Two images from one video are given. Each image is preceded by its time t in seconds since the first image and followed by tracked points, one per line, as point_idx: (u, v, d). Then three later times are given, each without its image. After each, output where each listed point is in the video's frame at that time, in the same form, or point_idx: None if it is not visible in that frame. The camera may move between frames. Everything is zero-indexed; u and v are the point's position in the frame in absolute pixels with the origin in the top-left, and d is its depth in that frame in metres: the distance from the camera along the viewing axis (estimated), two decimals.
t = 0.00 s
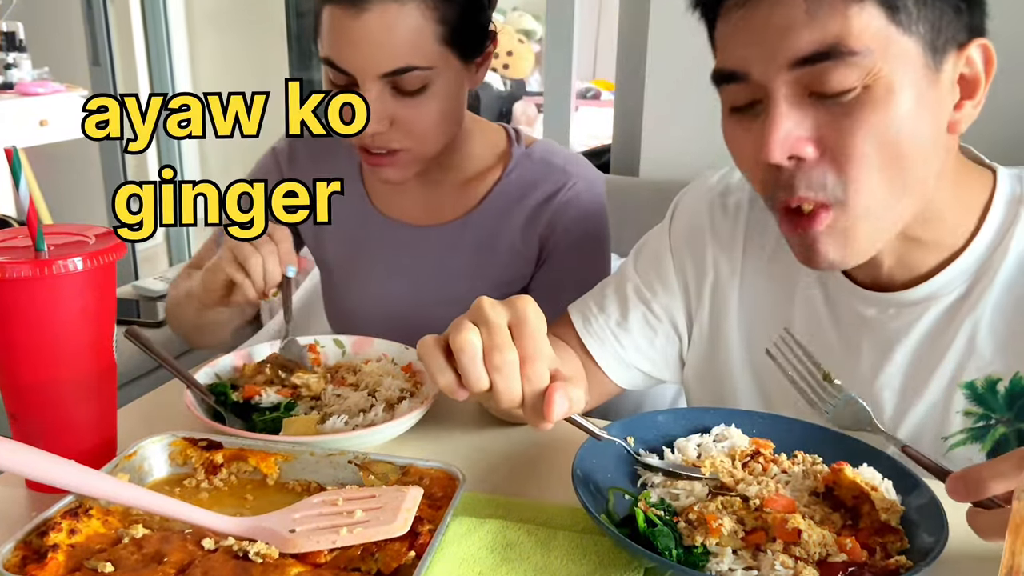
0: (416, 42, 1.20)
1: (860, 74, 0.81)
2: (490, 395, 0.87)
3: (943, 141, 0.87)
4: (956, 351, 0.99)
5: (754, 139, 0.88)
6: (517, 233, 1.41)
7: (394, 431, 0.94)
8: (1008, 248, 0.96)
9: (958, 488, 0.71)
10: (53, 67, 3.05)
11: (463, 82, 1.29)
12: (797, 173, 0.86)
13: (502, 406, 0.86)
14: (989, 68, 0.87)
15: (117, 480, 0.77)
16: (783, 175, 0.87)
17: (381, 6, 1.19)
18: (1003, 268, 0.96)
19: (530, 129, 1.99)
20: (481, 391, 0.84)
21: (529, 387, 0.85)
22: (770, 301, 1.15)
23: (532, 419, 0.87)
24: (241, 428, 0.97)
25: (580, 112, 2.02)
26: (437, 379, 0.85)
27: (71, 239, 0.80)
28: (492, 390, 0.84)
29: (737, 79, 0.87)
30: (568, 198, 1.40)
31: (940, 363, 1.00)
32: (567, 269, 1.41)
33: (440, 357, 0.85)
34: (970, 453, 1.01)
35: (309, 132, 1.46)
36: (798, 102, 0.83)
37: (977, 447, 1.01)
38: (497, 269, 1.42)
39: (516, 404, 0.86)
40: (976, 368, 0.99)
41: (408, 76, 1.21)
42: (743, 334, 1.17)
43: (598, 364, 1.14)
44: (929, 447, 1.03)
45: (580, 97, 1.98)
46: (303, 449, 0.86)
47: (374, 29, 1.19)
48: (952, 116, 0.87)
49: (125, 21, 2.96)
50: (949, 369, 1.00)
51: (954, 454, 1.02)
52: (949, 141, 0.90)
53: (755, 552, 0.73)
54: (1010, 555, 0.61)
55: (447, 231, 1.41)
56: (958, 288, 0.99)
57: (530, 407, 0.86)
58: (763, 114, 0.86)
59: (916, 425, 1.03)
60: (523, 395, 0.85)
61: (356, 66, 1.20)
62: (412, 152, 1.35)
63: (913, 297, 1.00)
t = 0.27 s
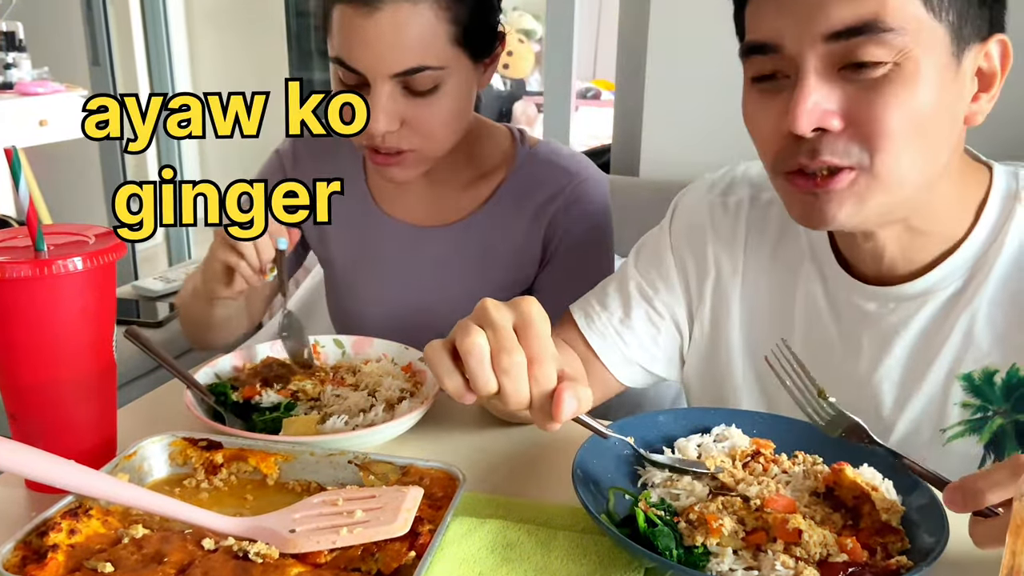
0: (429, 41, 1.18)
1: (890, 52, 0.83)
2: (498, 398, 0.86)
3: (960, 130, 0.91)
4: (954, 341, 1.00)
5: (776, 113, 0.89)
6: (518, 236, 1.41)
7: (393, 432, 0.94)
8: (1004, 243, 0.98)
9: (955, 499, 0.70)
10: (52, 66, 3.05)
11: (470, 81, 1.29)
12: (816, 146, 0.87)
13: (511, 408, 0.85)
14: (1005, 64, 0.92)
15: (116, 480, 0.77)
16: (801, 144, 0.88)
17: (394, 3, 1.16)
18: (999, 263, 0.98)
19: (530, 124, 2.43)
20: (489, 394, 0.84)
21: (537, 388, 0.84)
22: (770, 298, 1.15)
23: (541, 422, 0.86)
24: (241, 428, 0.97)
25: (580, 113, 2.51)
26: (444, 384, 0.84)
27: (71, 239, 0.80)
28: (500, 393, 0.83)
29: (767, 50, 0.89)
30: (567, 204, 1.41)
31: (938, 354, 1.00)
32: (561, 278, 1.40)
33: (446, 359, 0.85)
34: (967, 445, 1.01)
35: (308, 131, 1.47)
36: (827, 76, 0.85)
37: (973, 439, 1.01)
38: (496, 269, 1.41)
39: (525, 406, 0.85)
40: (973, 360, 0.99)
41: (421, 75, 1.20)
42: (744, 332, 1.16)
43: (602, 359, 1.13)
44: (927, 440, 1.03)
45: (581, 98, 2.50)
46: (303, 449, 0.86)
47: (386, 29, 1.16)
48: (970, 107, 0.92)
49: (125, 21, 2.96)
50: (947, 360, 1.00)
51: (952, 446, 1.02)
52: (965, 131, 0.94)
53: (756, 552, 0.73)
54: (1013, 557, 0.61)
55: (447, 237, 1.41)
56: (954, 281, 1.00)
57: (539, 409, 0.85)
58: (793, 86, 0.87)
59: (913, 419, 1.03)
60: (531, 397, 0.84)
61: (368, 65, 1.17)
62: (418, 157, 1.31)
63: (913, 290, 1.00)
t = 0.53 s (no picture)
0: (432, 39, 1.18)
1: (901, 56, 0.84)
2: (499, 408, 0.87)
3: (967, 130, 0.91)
4: (952, 332, 1.01)
5: (797, 115, 0.89)
6: (520, 239, 1.41)
7: (393, 432, 0.94)
8: (999, 235, 0.99)
9: (957, 497, 0.72)
10: (52, 66, 3.05)
11: (471, 82, 1.29)
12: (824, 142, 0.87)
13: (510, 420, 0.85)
14: (1011, 65, 0.93)
15: (117, 480, 0.77)
16: (816, 143, 0.88)
17: None
18: (994, 256, 0.99)
19: (530, 124, 2.51)
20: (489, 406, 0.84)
21: (536, 401, 0.85)
22: (773, 294, 1.15)
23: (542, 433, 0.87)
24: (241, 428, 0.96)
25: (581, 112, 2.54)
26: (443, 398, 0.85)
27: (71, 239, 0.80)
28: (499, 405, 0.84)
29: (785, 50, 0.89)
30: (566, 209, 1.41)
31: (937, 345, 1.01)
32: (560, 285, 1.41)
33: (444, 372, 0.86)
34: (964, 435, 1.02)
35: (308, 131, 1.47)
36: (840, 80, 0.85)
37: (971, 429, 1.02)
38: (496, 269, 1.41)
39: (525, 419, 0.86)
40: (969, 350, 1.01)
41: (422, 73, 1.20)
42: (748, 327, 1.16)
43: (608, 354, 1.14)
44: (926, 432, 1.03)
45: (581, 98, 2.55)
46: (303, 449, 0.86)
47: (389, 25, 1.15)
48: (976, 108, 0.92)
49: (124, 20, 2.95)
50: (945, 350, 1.01)
51: (949, 437, 1.02)
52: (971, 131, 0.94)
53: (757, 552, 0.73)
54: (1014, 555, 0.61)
55: (449, 236, 1.41)
56: (952, 275, 1.01)
57: (538, 422, 0.85)
58: (809, 89, 0.88)
59: (912, 411, 1.03)
60: (530, 409, 0.85)
61: (370, 61, 1.17)
62: (420, 154, 1.31)
63: (912, 284, 1.01)
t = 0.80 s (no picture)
0: (432, 37, 1.19)
1: (922, 67, 0.83)
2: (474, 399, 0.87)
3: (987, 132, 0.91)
4: (968, 327, 1.02)
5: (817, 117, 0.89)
6: (519, 238, 1.41)
7: (393, 432, 0.94)
8: (1015, 232, 1.00)
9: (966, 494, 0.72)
10: (50, 65, 3.04)
11: (472, 83, 1.29)
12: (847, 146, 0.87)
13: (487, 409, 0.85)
14: None
15: (117, 480, 0.77)
16: (837, 153, 0.88)
17: None
18: (1009, 252, 1.00)
19: (530, 123, 2.51)
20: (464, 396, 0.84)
21: (512, 390, 0.85)
22: (785, 292, 1.15)
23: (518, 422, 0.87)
24: (242, 428, 0.96)
25: (582, 112, 2.53)
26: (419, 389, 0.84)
27: (71, 239, 0.80)
28: (475, 394, 0.84)
29: (807, 53, 0.89)
30: (567, 207, 1.40)
31: (954, 338, 1.03)
32: (559, 284, 1.41)
33: (420, 366, 0.85)
34: (980, 427, 1.03)
35: (308, 131, 1.46)
36: (861, 89, 0.85)
37: (986, 421, 1.03)
38: (499, 269, 1.42)
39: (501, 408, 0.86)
40: (984, 343, 1.02)
41: (423, 72, 1.20)
42: (760, 325, 1.17)
43: (625, 356, 1.13)
44: (941, 426, 1.04)
45: (581, 98, 2.52)
46: (304, 449, 0.86)
47: (390, 23, 1.16)
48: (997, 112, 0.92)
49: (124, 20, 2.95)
50: (961, 345, 1.03)
51: (965, 429, 1.03)
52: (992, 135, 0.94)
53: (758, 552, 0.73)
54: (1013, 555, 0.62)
55: (449, 235, 1.41)
56: (968, 271, 1.02)
57: (515, 410, 0.86)
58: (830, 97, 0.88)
59: (927, 407, 1.05)
60: (506, 398, 0.85)
61: (371, 60, 1.17)
62: (419, 154, 1.31)
63: (929, 281, 1.02)
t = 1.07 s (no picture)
0: (432, 36, 1.18)
1: (937, 71, 0.83)
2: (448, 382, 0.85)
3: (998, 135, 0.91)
4: (978, 326, 1.02)
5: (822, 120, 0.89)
6: (519, 238, 1.41)
7: (392, 432, 0.94)
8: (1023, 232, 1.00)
9: (966, 512, 0.71)
10: (50, 64, 3.04)
11: (471, 82, 1.29)
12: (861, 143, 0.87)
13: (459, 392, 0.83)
14: None
15: (117, 480, 0.77)
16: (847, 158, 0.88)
17: None
18: (1018, 252, 1.01)
19: (530, 123, 2.51)
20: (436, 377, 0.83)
21: (484, 374, 0.83)
22: (790, 292, 1.15)
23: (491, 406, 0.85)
24: (241, 428, 0.96)
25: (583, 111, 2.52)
26: (391, 367, 0.83)
27: (71, 239, 0.80)
28: (445, 376, 0.82)
29: (814, 52, 0.88)
30: (567, 207, 1.40)
31: (965, 336, 1.03)
32: (559, 284, 1.41)
33: (393, 345, 0.84)
34: (991, 425, 1.03)
35: (308, 131, 1.46)
36: (875, 92, 0.85)
37: (996, 419, 1.03)
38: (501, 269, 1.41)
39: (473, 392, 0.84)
40: (993, 342, 1.02)
41: (422, 71, 1.20)
42: (766, 326, 1.17)
43: (626, 356, 1.13)
44: (952, 423, 1.05)
45: (581, 98, 2.52)
46: (303, 450, 0.86)
47: (389, 21, 1.15)
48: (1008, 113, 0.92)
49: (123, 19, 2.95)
50: (971, 343, 1.03)
51: (975, 427, 1.04)
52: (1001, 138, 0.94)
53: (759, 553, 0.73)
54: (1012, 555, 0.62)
55: (449, 236, 1.41)
56: (977, 270, 1.02)
57: (486, 394, 0.83)
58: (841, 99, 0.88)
59: (937, 406, 1.05)
60: (478, 382, 0.83)
61: (370, 59, 1.17)
62: (416, 154, 1.30)
63: (938, 280, 1.02)
